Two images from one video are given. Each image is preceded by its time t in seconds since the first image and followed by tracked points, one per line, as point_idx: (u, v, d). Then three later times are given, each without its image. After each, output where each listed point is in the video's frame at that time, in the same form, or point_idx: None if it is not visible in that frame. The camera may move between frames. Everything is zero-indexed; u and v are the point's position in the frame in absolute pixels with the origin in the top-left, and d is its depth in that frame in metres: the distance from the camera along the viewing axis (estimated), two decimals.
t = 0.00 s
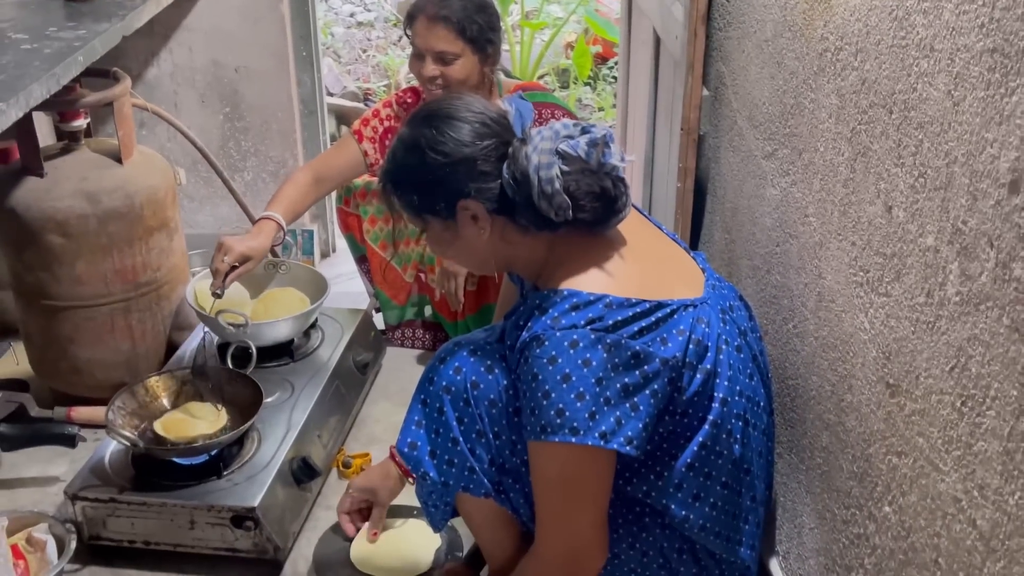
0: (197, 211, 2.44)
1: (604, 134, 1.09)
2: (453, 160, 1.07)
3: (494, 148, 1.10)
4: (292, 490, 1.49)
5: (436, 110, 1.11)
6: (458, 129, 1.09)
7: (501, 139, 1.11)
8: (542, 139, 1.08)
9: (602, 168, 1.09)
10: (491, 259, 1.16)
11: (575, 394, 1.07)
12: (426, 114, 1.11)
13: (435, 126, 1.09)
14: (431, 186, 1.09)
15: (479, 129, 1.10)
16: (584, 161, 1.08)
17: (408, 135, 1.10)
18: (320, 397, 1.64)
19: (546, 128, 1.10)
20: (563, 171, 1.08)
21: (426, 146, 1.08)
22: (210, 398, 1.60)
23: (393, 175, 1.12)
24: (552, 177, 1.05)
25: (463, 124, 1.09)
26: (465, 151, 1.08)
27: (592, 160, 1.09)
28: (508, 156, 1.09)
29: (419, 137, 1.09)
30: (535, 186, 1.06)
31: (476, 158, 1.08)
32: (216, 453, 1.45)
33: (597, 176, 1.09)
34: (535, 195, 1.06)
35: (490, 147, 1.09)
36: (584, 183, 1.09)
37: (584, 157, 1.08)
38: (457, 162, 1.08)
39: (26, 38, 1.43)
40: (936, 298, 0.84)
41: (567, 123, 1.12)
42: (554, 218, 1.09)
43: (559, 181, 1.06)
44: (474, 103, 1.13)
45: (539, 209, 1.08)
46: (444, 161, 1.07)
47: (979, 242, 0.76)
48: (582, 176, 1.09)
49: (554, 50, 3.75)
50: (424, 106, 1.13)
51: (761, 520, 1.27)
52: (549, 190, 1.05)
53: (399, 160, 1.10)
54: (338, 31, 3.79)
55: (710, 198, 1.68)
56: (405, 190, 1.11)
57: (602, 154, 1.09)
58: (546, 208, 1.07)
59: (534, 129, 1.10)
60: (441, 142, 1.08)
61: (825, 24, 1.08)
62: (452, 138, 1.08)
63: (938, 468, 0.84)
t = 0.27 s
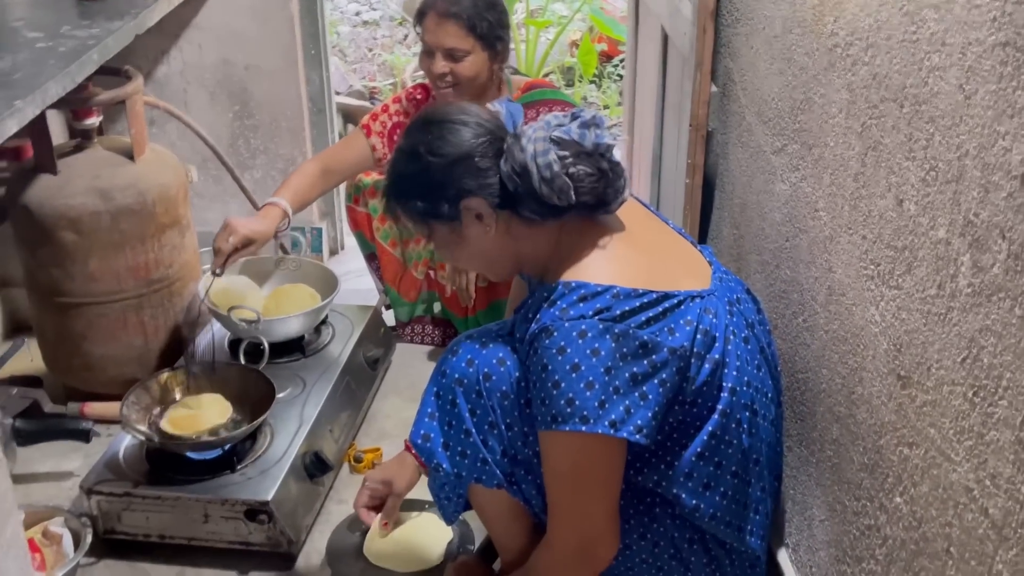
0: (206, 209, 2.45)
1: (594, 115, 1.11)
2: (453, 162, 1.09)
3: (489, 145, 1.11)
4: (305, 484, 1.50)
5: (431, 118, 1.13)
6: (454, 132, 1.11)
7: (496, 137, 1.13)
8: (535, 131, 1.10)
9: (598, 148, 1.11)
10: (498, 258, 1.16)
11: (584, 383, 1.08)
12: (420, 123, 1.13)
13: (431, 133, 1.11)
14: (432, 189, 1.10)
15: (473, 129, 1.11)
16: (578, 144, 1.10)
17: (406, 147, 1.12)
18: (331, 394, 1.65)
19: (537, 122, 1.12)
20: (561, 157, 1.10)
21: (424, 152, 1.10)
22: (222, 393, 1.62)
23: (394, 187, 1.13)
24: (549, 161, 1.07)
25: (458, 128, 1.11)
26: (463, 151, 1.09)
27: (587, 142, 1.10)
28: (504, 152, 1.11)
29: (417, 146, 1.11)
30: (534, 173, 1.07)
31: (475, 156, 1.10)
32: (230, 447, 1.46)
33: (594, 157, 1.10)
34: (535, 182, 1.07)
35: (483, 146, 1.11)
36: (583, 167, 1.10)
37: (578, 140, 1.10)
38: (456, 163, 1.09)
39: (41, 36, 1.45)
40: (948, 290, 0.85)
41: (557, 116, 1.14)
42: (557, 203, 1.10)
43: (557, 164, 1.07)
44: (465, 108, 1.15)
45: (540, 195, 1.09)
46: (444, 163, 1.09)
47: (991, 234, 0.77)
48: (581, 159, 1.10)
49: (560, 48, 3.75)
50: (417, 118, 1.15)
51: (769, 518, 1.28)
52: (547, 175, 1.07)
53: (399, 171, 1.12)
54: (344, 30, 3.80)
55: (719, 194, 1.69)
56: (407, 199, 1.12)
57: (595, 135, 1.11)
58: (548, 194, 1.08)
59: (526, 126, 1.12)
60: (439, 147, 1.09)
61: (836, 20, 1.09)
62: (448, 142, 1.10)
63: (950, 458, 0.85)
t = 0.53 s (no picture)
0: (213, 214, 2.49)
1: (603, 130, 1.14)
2: (462, 166, 1.12)
3: (501, 152, 1.13)
4: (311, 486, 1.53)
5: (445, 118, 1.15)
6: (466, 136, 1.13)
7: (507, 144, 1.15)
8: (544, 143, 1.13)
9: (604, 164, 1.14)
10: (498, 261, 1.20)
11: (582, 382, 1.10)
12: (435, 121, 1.15)
13: (444, 133, 1.13)
14: (441, 192, 1.12)
15: (485, 135, 1.14)
16: (586, 158, 1.13)
17: (418, 143, 1.14)
18: (336, 399, 1.68)
19: (547, 132, 1.15)
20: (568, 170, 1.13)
21: (436, 153, 1.12)
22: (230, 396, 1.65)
23: (403, 183, 1.16)
24: (556, 174, 1.10)
25: (470, 131, 1.13)
26: (472, 156, 1.12)
27: (594, 157, 1.13)
28: (514, 161, 1.13)
29: (429, 144, 1.13)
30: (541, 185, 1.11)
31: (484, 163, 1.12)
32: (237, 450, 1.49)
33: (599, 172, 1.14)
34: (542, 193, 1.11)
35: (495, 153, 1.13)
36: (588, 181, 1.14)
37: (586, 154, 1.13)
38: (466, 168, 1.11)
39: (52, 48, 1.48)
40: (933, 297, 0.87)
41: (567, 127, 1.17)
42: (562, 215, 1.13)
43: (564, 177, 1.11)
44: (480, 110, 1.17)
45: (547, 207, 1.12)
46: (453, 167, 1.11)
47: (973, 244, 0.80)
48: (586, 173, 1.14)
49: (563, 52, 3.77)
50: (433, 115, 1.17)
51: (764, 512, 1.31)
52: (554, 188, 1.10)
53: (410, 167, 1.15)
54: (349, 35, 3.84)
55: (717, 199, 1.73)
56: (416, 196, 1.15)
57: (602, 150, 1.14)
58: (554, 205, 1.12)
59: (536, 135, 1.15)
60: (450, 149, 1.12)
61: (826, 34, 1.13)
62: (460, 145, 1.12)
63: (935, 461, 0.88)
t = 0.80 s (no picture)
0: (213, 220, 2.51)
1: (603, 146, 1.15)
2: (461, 171, 1.14)
3: (500, 159, 1.16)
4: (307, 489, 1.55)
5: (448, 122, 1.17)
6: (467, 141, 1.15)
7: (508, 151, 1.17)
8: (545, 152, 1.14)
9: (602, 177, 1.15)
10: (492, 263, 1.22)
11: (572, 387, 1.12)
12: (438, 125, 1.18)
13: (445, 137, 1.16)
14: (440, 195, 1.15)
15: (485, 141, 1.16)
16: (584, 172, 1.14)
17: (421, 145, 1.17)
18: (333, 402, 1.70)
19: (548, 142, 1.16)
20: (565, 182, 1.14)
21: (437, 155, 1.15)
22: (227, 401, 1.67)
23: (405, 183, 1.18)
24: (553, 187, 1.12)
25: (471, 137, 1.16)
26: (472, 162, 1.14)
27: (592, 171, 1.15)
28: (513, 169, 1.15)
29: (430, 147, 1.16)
30: (538, 196, 1.12)
31: (483, 169, 1.14)
32: (234, 454, 1.51)
33: (596, 185, 1.15)
34: (538, 204, 1.13)
35: (496, 162, 1.15)
36: (585, 193, 1.15)
37: (584, 168, 1.14)
38: (465, 172, 1.14)
39: (53, 57, 1.51)
40: (910, 304, 0.91)
41: (569, 137, 1.18)
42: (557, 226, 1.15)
43: (561, 190, 1.12)
44: (482, 115, 1.19)
45: (542, 217, 1.14)
46: (452, 171, 1.14)
47: (947, 253, 0.83)
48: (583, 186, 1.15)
49: (561, 58, 3.79)
50: (437, 118, 1.20)
51: (751, 514, 1.33)
52: (551, 200, 1.12)
53: (411, 168, 1.17)
54: (348, 41, 3.86)
55: (708, 206, 1.76)
56: (416, 197, 1.17)
57: (601, 166, 1.15)
58: (549, 217, 1.13)
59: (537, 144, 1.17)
60: (451, 153, 1.14)
61: (811, 43, 1.20)
62: (461, 149, 1.14)
63: (913, 464, 0.90)
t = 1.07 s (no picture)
0: (217, 218, 2.52)
1: (610, 147, 1.17)
2: (467, 169, 1.14)
3: (507, 158, 1.16)
4: (310, 486, 1.56)
5: (455, 119, 1.17)
6: (473, 139, 1.15)
7: (514, 151, 1.17)
8: (551, 152, 1.14)
9: (608, 178, 1.16)
10: (495, 262, 1.22)
11: (574, 386, 1.13)
12: (444, 122, 1.17)
13: (452, 135, 1.15)
14: (446, 194, 1.15)
15: (492, 140, 1.16)
16: (590, 172, 1.15)
17: (427, 141, 1.16)
18: (337, 399, 1.71)
19: (555, 140, 1.17)
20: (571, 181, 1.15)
21: (443, 153, 1.14)
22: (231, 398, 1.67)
23: (409, 179, 1.18)
24: (561, 188, 1.12)
25: (478, 135, 1.15)
26: (478, 160, 1.14)
27: (598, 171, 1.16)
28: (519, 167, 1.16)
29: (437, 143, 1.15)
30: (544, 195, 1.13)
31: (489, 168, 1.14)
32: (238, 450, 1.52)
33: (602, 186, 1.16)
34: (545, 204, 1.13)
35: (502, 161, 1.15)
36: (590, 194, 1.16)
37: (591, 168, 1.15)
38: (470, 171, 1.14)
39: (58, 55, 1.52)
40: (912, 300, 0.92)
41: (575, 137, 1.19)
42: (563, 226, 1.15)
43: (568, 191, 1.13)
44: (489, 114, 1.19)
45: (548, 218, 1.15)
46: (458, 169, 1.13)
47: (948, 248, 0.83)
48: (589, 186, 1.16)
49: (565, 58, 3.80)
50: (444, 115, 1.19)
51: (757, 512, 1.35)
52: (557, 200, 1.13)
53: (416, 164, 1.16)
54: (353, 41, 3.87)
55: (711, 204, 1.78)
56: (421, 193, 1.17)
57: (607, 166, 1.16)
58: (555, 217, 1.14)
59: (543, 142, 1.17)
60: (457, 151, 1.14)
61: (813, 41, 1.23)
62: (467, 147, 1.14)
63: (914, 459, 0.91)
